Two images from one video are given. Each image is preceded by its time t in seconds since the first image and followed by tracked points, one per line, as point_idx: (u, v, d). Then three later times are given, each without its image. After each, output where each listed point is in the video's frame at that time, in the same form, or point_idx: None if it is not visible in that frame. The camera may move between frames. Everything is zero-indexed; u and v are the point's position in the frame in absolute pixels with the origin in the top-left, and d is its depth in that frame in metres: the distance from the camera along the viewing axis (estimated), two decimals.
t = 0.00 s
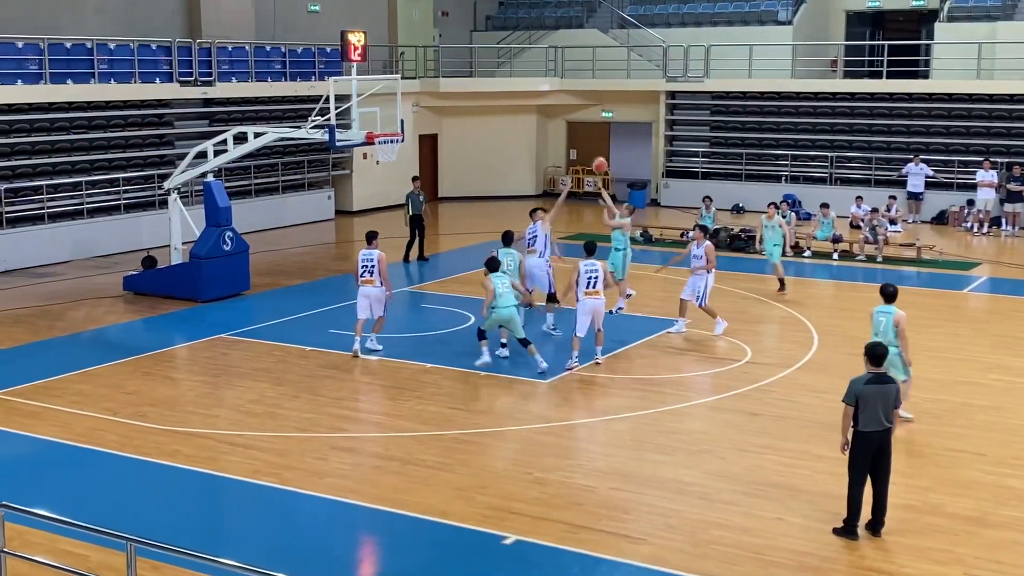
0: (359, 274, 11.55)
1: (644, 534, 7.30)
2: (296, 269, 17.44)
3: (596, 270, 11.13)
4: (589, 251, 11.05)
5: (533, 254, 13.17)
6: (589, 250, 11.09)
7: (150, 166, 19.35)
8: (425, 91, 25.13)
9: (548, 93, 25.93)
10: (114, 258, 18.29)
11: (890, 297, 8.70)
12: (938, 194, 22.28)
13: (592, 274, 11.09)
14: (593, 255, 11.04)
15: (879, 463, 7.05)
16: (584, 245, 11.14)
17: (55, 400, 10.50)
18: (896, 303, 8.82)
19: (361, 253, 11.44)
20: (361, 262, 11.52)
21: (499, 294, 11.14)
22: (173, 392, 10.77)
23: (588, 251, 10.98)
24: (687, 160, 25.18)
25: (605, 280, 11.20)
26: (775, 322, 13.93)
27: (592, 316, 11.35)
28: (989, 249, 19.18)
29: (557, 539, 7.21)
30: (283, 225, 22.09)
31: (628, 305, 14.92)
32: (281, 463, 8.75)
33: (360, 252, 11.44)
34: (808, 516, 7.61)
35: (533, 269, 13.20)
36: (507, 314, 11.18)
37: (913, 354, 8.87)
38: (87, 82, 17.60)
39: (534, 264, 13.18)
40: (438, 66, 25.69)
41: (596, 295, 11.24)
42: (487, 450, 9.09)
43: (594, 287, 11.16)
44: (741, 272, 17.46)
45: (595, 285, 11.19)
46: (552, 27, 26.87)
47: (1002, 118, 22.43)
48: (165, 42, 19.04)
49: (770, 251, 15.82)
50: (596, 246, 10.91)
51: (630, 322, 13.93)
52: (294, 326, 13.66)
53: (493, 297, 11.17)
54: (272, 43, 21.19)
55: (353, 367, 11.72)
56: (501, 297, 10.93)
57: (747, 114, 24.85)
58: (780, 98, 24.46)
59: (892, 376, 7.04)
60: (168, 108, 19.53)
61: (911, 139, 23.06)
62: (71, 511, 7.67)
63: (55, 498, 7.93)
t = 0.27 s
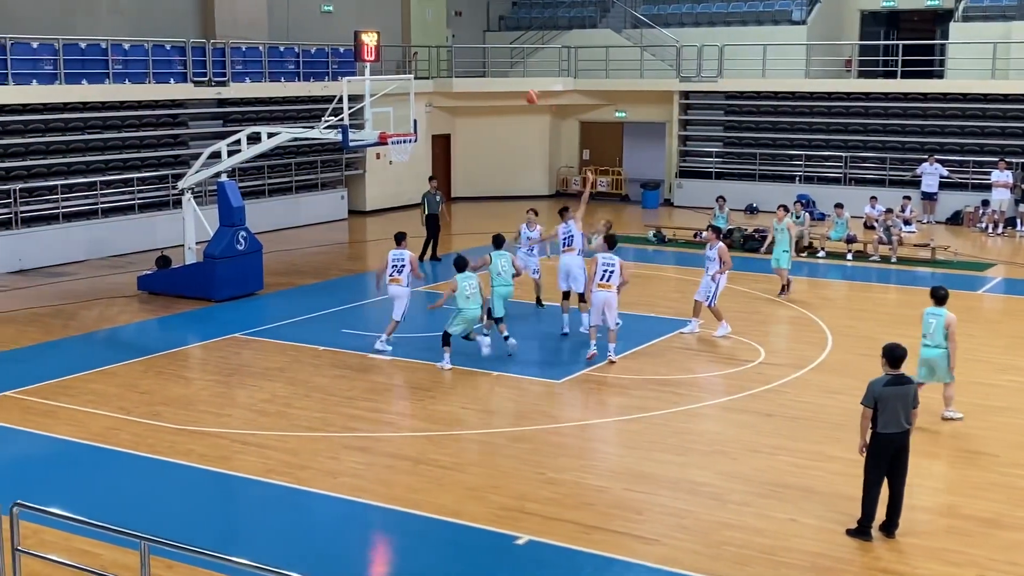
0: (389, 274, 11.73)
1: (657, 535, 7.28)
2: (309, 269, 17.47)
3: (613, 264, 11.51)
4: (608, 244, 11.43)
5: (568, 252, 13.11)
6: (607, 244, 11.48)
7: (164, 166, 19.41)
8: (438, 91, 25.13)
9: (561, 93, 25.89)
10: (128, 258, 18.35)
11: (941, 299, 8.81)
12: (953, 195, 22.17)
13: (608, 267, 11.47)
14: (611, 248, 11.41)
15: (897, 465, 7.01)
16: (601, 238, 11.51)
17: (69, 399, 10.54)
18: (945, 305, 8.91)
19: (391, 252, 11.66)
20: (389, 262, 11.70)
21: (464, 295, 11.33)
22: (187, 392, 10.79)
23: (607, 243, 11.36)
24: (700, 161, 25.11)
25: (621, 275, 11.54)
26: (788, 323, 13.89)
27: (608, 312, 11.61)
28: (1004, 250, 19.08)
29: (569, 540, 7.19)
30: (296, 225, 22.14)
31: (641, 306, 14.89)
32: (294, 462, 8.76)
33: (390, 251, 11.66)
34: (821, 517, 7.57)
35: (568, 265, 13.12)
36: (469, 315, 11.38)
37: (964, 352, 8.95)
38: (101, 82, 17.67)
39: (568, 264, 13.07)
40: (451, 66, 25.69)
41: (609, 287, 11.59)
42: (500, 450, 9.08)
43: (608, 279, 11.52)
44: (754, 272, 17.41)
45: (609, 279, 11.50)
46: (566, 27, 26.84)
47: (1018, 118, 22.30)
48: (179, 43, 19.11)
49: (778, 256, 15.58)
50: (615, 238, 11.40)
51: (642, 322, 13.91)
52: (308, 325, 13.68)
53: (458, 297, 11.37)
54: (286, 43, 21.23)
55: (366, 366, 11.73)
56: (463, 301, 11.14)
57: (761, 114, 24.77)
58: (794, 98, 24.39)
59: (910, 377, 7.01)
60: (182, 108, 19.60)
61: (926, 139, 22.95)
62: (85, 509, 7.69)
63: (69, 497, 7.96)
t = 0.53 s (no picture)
0: (422, 266, 12.22)
1: (667, 536, 7.27)
2: (320, 269, 17.50)
3: (623, 268, 11.44)
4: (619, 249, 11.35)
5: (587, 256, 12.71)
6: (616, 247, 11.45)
7: (176, 166, 19.47)
8: (449, 92, 25.14)
9: (572, 93, 25.88)
10: (140, 258, 18.41)
11: (988, 297, 8.91)
12: (965, 194, 22.06)
13: (618, 271, 11.41)
14: (621, 252, 11.39)
15: (914, 467, 6.99)
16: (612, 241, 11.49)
17: (81, 399, 10.58)
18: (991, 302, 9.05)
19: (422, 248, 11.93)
20: (424, 253, 12.22)
21: (448, 287, 11.72)
22: (198, 391, 10.82)
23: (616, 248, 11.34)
24: (711, 161, 25.06)
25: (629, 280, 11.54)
26: (800, 323, 13.85)
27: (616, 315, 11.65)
28: (1017, 250, 18.99)
29: (579, 540, 7.19)
30: (308, 225, 22.18)
31: (651, 306, 14.87)
32: (305, 462, 8.78)
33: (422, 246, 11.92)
34: (833, 518, 7.55)
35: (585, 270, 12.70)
36: (450, 306, 11.78)
37: (1011, 349, 9.11)
38: (114, 82, 17.75)
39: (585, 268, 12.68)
40: (462, 66, 25.71)
41: (620, 291, 11.54)
42: (511, 450, 9.08)
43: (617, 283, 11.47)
44: (766, 273, 17.37)
45: (619, 283, 11.50)
46: (577, 27, 26.83)
47: None
48: (191, 43, 19.17)
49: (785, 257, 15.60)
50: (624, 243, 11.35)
51: (653, 322, 13.91)
52: (319, 325, 13.71)
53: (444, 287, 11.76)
54: (297, 43, 21.28)
55: (377, 367, 11.74)
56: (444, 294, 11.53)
57: (773, 114, 24.71)
58: (806, 98, 24.33)
59: (928, 380, 6.98)
60: (194, 109, 19.66)
61: (938, 139, 22.87)
62: (97, 508, 7.72)
63: (81, 496, 7.99)
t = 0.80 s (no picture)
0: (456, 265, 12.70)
1: (675, 536, 7.26)
2: (329, 269, 17.52)
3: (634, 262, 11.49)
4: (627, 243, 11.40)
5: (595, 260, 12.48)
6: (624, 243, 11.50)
7: (185, 166, 19.51)
8: (457, 92, 25.15)
9: (580, 93, 25.87)
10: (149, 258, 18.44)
11: None
12: (975, 195, 21.99)
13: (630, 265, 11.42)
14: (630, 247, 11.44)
15: (926, 470, 6.99)
16: (620, 239, 11.50)
17: (91, 398, 10.60)
18: None
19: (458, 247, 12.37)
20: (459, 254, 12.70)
21: (437, 273, 12.04)
22: (207, 391, 10.83)
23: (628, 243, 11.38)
24: (720, 161, 25.02)
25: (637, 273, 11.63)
26: (809, 324, 13.82)
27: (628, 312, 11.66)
28: None
29: (587, 540, 7.18)
30: (316, 225, 22.21)
31: (660, 306, 14.85)
32: (314, 462, 8.79)
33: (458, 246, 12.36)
34: (842, 519, 7.53)
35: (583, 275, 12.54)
36: (437, 294, 12.12)
37: None
38: (123, 82, 17.79)
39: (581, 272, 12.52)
40: (470, 67, 25.72)
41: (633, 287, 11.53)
42: (519, 450, 9.08)
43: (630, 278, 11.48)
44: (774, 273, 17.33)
45: (632, 278, 11.55)
46: (585, 27, 26.82)
47: None
48: (200, 44, 19.21)
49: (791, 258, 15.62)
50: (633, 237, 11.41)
51: (661, 322, 13.90)
52: (327, 325, 13.72)
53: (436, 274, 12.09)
54: (306, 44, 21.31)
55: (385, 367, 11.75)
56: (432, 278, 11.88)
57: (782, 114, 24.65)
58: (815, 98, 24.28)
59: (944, 383, 6.92)
60: (203, 109, 19.69)
61: (947, 139, 22.80)
62: (107, 508, 7.74)
63: (91, 495, 8.01)
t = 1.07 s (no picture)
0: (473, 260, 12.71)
1: (680, 536, 7.25)
2: (334, 269, 17.53)
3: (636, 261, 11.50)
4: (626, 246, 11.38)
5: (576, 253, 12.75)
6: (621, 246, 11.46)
7: (190, 167, 19.54)
8: (462, 92, 25.15)
9: (586, 93, 25.87)
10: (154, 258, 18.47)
11: None
12: (980, 195, 21.98)
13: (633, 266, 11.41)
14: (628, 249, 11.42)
15: (939, 477, 6.93)
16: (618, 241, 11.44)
17: (96, 398, 10.62)
18: None
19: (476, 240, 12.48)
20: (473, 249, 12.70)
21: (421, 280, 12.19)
22: (212, 391, 10.85)
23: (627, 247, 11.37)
24: (725, 161, 24.99)
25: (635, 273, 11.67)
26: (814, 324, 13.80)
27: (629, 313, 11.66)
28: None
29: (592, 540, 7.18)
30: (322, 225, 22.23)
31: (664, 306, 14.84)
32: (319, 462, 8.79)
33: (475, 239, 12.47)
34: (847, 519, 7.51)
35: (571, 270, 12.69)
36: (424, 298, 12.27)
37: None
38: (128, 83, 17.80)
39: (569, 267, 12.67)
40: (475, 67, 25.73)
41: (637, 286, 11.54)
42: (524, 451, 9.07)
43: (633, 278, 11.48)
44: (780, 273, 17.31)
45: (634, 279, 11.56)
46: (590, 27, 26.80)
47: None
48: (205, 44, 19.24)
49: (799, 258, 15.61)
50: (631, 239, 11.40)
51: (666, 322, 13.89)
52: (332, 325, 13.72)
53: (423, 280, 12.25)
54: (311, 44, 21.32)
55: (390, 366, 11.75)
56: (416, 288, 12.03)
57: (787, 113, 24.61)
58: (820, 98, 24.25)
59: (956, 390, 6.84)
60: (209, 109, 19.71)
61: (953, 139, 22.75)
62: (112, 508, 7.75)
63: (96, 495, 8.02)
